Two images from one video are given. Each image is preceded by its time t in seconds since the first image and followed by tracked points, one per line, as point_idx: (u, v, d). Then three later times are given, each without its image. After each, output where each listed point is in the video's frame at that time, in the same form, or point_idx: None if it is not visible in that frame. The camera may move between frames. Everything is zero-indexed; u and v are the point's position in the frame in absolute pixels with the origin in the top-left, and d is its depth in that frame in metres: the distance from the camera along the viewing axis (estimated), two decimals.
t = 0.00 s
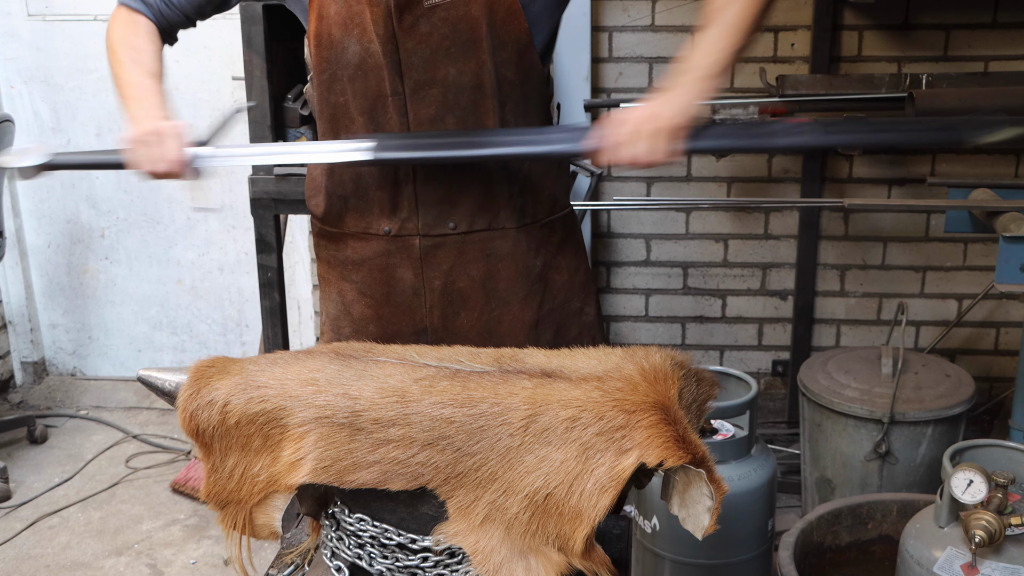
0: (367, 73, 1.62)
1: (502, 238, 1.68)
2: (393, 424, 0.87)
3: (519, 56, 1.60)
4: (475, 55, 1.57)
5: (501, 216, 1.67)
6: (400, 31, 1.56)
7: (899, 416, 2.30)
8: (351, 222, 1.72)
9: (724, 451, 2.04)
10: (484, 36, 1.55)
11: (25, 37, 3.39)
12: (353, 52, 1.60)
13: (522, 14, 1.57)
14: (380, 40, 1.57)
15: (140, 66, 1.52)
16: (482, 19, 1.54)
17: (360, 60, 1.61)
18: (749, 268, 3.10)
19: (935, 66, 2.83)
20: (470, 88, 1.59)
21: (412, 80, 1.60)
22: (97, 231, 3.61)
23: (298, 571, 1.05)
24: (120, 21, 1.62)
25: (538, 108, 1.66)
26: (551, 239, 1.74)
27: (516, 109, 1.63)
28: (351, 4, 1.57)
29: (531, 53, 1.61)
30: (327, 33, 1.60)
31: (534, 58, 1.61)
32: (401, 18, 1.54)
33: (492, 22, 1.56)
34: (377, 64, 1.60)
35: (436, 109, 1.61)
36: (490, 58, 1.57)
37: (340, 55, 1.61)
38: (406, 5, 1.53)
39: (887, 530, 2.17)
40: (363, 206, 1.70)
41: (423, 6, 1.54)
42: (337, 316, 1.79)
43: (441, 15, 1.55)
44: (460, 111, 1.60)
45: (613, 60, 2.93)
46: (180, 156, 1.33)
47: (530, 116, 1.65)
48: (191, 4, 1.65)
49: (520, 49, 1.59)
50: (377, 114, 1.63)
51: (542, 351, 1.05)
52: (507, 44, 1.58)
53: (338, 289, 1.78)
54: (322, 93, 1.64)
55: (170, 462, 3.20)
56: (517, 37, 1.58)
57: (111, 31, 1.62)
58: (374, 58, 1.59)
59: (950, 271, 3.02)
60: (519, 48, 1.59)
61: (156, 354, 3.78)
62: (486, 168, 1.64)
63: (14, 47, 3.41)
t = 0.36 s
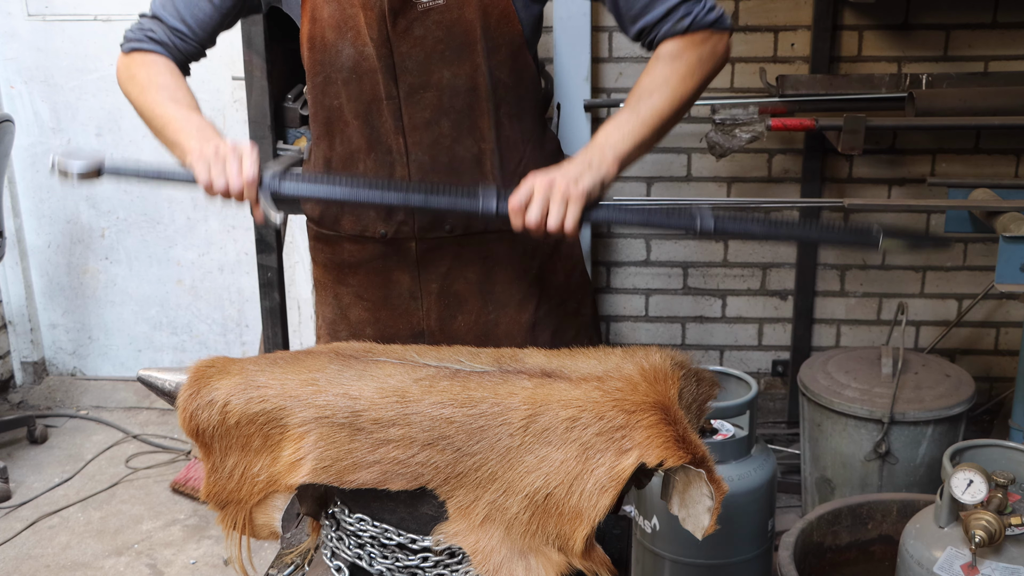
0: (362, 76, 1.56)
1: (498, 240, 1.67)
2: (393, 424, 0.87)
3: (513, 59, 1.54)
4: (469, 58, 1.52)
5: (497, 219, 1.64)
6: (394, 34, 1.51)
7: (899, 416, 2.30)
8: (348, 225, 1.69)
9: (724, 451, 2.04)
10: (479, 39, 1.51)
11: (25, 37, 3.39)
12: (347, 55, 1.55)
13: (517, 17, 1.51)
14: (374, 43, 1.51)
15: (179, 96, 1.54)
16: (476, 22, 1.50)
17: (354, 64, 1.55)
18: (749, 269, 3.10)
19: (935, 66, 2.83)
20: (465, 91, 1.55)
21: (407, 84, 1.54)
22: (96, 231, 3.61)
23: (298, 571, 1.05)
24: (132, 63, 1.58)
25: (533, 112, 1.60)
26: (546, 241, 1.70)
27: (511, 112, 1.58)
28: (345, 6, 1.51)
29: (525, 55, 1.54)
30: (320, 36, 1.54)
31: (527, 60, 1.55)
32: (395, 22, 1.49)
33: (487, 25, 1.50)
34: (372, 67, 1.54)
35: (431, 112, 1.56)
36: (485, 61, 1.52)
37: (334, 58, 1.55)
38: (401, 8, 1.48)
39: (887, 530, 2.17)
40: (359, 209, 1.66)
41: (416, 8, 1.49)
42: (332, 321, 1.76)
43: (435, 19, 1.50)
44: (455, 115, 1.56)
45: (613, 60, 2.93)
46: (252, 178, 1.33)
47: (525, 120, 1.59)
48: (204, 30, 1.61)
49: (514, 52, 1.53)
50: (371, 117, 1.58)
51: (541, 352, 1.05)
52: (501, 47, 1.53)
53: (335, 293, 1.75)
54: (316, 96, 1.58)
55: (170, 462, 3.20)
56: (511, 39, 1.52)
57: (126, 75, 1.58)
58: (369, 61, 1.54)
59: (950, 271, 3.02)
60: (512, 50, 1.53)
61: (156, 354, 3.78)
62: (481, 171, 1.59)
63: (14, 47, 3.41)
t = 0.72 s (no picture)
0: (364, 80, 1.54)
1: (500, 243, 1.62)
2: (393, 424, 0.87)
3: (516, 64, 1.53)
4: (474, 64, 1.52)
5: (498, 222, 1.61)
6: (399, 39, 1.49)
7: (899, 416, 2.30)
8: (349, 228, 1.66)
9: (724, 451, 2.04)
10: (483, 45, 1.50)
11: (25, 37, 3.39)
12: (349, 59, 1.53)
13: (520, 22, 1.50)
14: (377, 48, 1.50)
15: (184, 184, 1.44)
16: (481, 28, 1.49)
17: (356, 68, 1.53)
18: (749, 268, 3.10)
19: (935, 67, 2.83)
20: (468, 95, 1.55)
21: (410, 89, 1.53)
22: (96, 231, 3.61)
23: (298, 571, 1.05)
24: (147, 105, 1.50)
25: (534, 116, 1.60)
26: (546, 244, 1.67)
27: (514, 117, 1.57)
28: (347, 10, 1.49)
29: (527, 60, 1.54)
30: (321, 39, 1.52)
31: (530, 65, 1.55)
32: (399, 28, 1.48)
33: (491, 30, 1.49)
34: (374, 72, 1.53)
35: (435, 118, 1.55)
36: (489, 67, 1.51)
37: (336, 62, 1.53)
38: (406, 14, 1.47)
39: (887, 531, 2.17)
40: (362, 212, 1.64)
41: (421, 14, 1.48)
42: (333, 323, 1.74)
43: (439, 24, 1.49)
44: (459, 120, 1.56)
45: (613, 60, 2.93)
46: (236, 309, 1.16)
47: (526, 124, 1.59)
48: (216, 52, 1.52)
49: (517, 57, 1.52)
50: (374, 122, 1.57)
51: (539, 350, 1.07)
52: (504, 52, 1.51)
53: (336, 295, 1.73)
54: (317, 98, 1.57)
55: (170, 462, 3.20)
56: (514, 44, 1.51)
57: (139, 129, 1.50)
58: (372, 66, 1.52)
59: (950, 271, 3.02)
60: (516, 55, 1.52)
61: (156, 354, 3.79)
62: (483, 175, 1.59)
63: (14, 47, 3.41)
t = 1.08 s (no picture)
0: (361, 82, 1.54)
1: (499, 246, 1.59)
2: (393, 424, 0.87)
3: (514, 65, 1.52)
4: (472, 66, 1.50)
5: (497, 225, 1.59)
6: (396, 42, 1.48)
7: (899, 416, 2.30)
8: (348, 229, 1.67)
9: (724, 451, 2.04)
10: (481, 46, 1.48)
11: (25, 37, 3.39)
12: (346, 61, 1.53)
13: (518, 23, 1.49)
14: (375, 50, 1.49)
15: (146, 102, 1.41)
16: (479, 29, 1.47)
17: (353, 70, 1.53)
18: (749, 268, 3.09)
19: (935, 67, 2.83)
20: (467, 97, 1.53)
21: (408, 91, 1.52)
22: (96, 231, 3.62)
23: (298, 571, 1.05)
24: (103, 63, 1.47)
25: (533, 116, 1.61)
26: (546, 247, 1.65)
27: (513, 118, 1.57)
28: (344, 11, 1.49)
29: (526, 61, 1.53)
30: (318, 40, 1.53)
31: (528, 65, 1.54)
32: (396, 30, 1.46)
33: (489, 31, 1.48)
34: (371, 74, 1.53)
35: (432, 120, 1.55)
36: (487, 70, 1.50)
37: (333, 64, 1.53)
38: (402, 16, 1.45)
39: (887, 531, 2.17)
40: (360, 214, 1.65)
41: (417, 16, 1.46)
42: (333, 322, 1.75)
43: (436, 26, 1.47)
44: (457, 122, 1.54)
45: (613, 60, 2.92)
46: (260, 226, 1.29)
47: (525, 124, 1.60)
48: (181, 33, 1.52)
49: (515, 58, 1.51)
50: (371, 124, 1.57)
51: (540, 352, 1.06)
52: (502, 53, 1.50)
53: (335, 295, 1.74)
54: (315, 100, 1.59)
55: (170, 462, 3.20)
56: (512, 45, 1.50)
57: (95, 82, 1.46)
58: (369, 68, 1.52)
59: (950, 271, 3.02)
60: (514, 56, 1.51)
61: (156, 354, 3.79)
62: (482, 177, 1.59)
63: (14, 47, 3.41)
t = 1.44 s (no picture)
0: (363, 83, 1.54)
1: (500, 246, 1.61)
2: (393, 424, 0.87)
3: (516, 65, 1.51)
4: (473, 66, 1.50)
5: (498, 225, 1.60)
6: (397, 43, 1.49)
7: (899, 416, 2.30)
8: (349, 229, 1.67)
9: (724, 451, 2.04)
10: (482, 47, 1.48)
11: (25, 37, 3.39)
12: (348, 61, 1.53)
13: (519, 23, 1.47)
14: (376, 51, 1.49)
15: (129, 153, 1.29)
16: (480, 30, 1.47)
17: (354, 70, 1.53)
18: (749, 268, 3.10)
19: (935, 67, 2.83)
20: (467, 97, 1.53)
21: (409, 92, 1.53)
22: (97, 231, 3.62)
23: (298, 571, 1.05)
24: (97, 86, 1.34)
25: (535, 116, 1.58)
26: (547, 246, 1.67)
27: (513, 119, 1.56)
28: (345, 11, 1.49)
29: (528, 61, 1.51)
30: (320, 39, 1.53)
31: (530, 65, 1.52)
32: (397, 31, 1.47)
33: (490, 31, 1.47)
34: (372, 74, 1.52)
35: (434, 121, 1.55)
36: (487, 69, 1.50)
37: (334, 64, 1.53)
38: (403, 17, 1.46)
39: (887, 531, 2.17)
40: (361, 213, 1.64)
41: (419, 16, 1.46)
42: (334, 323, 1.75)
43: (438, 26, 1.48)
44: (457, 122, 1.55)
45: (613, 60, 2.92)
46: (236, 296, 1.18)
47: (527, 124, 1.58)
48: (186, 40, 1.40)
49: (517, 58, 1.50)
50: (372, 124, 1.57)
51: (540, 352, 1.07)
52: (503, 54, 1.50)
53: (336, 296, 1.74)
54: (315, 99, 1.58)
55: (170, 462, 3.20)
56: (513, 45, 1.49)
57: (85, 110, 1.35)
58: (370, 68, 1.52)
59: (950, 271, 3.02)
60: (515, 56, 1.50)
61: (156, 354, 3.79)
62: (483, 177, 1.58)
63: (14, 47, 3.41)
